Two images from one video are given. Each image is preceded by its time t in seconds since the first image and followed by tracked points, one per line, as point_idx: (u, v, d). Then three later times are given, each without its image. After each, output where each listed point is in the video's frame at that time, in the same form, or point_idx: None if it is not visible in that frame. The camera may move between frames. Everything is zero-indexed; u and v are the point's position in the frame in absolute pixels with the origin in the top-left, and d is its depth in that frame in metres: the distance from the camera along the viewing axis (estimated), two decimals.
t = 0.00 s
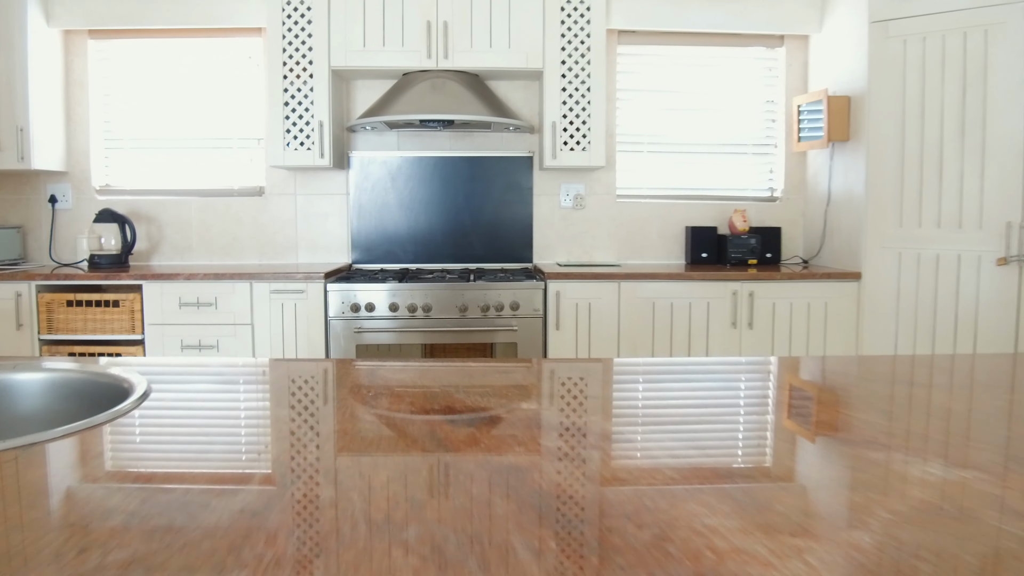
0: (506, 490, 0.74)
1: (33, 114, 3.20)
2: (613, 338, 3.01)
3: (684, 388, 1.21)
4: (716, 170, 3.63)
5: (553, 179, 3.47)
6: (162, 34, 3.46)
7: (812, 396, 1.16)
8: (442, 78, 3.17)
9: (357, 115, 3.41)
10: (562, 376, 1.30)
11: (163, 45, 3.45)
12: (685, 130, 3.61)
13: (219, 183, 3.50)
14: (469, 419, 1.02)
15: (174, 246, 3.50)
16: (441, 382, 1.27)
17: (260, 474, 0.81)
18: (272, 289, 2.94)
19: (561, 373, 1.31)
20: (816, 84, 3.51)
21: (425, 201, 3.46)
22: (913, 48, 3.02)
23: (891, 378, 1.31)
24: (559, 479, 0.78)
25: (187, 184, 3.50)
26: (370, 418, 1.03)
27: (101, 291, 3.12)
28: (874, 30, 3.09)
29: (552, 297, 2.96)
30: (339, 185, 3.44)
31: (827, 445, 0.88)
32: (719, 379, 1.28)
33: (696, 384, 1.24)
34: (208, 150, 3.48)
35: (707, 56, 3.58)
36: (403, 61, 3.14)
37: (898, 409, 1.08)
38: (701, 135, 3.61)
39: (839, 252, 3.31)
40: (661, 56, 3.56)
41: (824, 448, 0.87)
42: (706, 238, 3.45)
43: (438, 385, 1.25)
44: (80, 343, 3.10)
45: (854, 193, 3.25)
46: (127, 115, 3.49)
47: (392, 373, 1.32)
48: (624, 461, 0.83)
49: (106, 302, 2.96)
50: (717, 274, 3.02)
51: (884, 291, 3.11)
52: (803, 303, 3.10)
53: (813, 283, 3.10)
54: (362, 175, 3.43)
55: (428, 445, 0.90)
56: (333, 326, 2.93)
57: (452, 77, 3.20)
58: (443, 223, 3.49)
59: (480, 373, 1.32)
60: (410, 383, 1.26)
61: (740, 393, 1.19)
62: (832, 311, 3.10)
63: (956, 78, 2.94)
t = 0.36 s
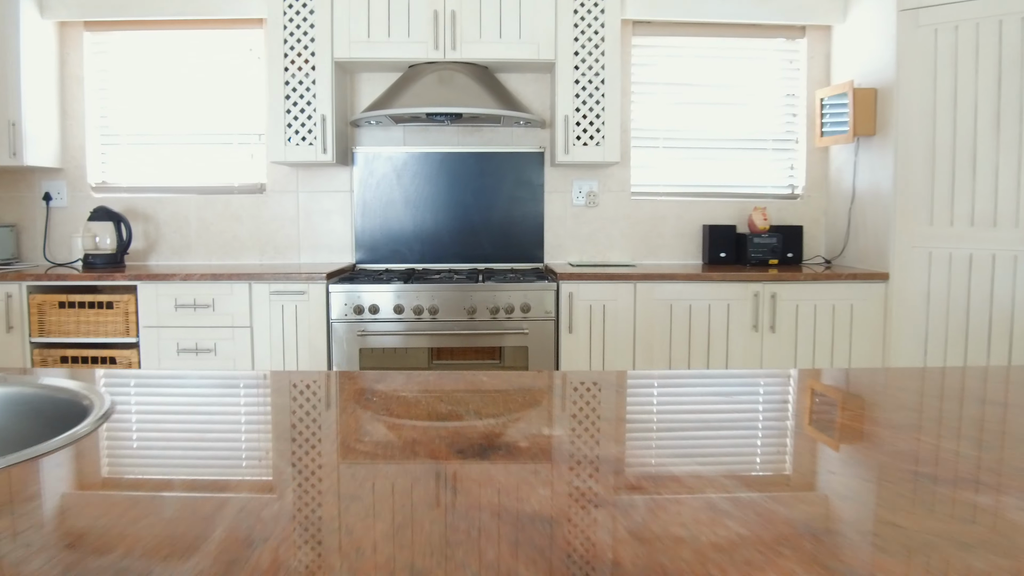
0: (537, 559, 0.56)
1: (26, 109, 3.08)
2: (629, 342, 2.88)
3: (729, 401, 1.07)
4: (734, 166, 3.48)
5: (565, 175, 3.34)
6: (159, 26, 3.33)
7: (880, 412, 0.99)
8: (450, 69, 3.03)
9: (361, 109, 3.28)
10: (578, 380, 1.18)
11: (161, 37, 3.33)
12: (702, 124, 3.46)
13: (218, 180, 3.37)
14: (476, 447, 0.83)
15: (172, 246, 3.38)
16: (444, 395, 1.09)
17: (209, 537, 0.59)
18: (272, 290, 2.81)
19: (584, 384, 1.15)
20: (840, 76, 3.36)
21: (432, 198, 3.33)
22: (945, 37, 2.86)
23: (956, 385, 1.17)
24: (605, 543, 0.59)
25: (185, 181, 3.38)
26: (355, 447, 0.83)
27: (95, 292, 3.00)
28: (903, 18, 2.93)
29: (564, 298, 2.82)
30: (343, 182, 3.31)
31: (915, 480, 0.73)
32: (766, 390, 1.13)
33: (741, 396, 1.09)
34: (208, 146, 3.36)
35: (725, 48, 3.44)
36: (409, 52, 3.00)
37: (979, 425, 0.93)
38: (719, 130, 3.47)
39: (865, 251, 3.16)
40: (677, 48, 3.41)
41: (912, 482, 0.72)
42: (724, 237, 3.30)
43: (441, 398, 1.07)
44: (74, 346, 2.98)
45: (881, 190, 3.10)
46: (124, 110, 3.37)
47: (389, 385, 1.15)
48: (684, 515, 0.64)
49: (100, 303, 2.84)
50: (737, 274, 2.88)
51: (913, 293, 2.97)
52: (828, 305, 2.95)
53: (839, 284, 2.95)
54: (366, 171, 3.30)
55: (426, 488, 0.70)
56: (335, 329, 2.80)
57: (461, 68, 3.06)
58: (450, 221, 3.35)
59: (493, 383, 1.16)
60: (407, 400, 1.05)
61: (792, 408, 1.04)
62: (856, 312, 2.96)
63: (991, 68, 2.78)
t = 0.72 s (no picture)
0: None
1: (10, 103, 2.96)
2: (638, 346, 2.75)
3: (767, 422, 0.94)
4: (746, 163, 3.36)
5: (571, 172, 3.21)
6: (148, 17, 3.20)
7: (947, 440, 0.86)
8: (451, 61, 2.90)
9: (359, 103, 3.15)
10: (591, 395, 1.05)
11: (150, 28, 3.20)
12: (713, 119, 3.34)
13: (211, 177, 3.25)
14: (487, 487, 0.70)
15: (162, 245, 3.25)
16: (442, 413, 0.96)
17: None
18: (265, 291, 2.69)
19: (599, 399, 1.03)
20: (856, 69, 3.23)
21: (433, 196, 3.21)
22: (969, 28, 2.73)
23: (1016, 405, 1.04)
24: None
25: (176, 178, 3.25)
26: (343, 491, 0.69)
27: (81, 294, 2.88)
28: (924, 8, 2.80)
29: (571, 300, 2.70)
30: (339, 179, 3.19)
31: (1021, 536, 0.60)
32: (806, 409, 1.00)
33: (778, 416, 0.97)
34: (199, 142, 3.23)
35: (736, 40, 3.31)
36: (408, 43, 2.87)
37: None
38: (730, 126, 3.35)
39: (883, 252, 3.04)
40: (687, 40, 3.29)
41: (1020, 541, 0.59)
42: (736, 237, 3.18)
43: (439, 417, 0.94)
44: (59, 350, 2.86)
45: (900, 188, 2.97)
46: (112, 104, 3.24)
47: (379, 401, 1.02)
48: None
49: (85, 305, 2.72)
50: (751, 275, 2.75)
51: (935, 295, 2.84)
52: (846, 307, 2.83)
53: (857, 286, 2.83)
54: (365, 168, 3.18)
55: (430, 552, 0.57)
56: (330, 332, 2.68)
57: (462, 60, 2.93)
58: (451, 220, 3.22)
59: (496, 397, 1.03)
60: (402, 420, 0.93)
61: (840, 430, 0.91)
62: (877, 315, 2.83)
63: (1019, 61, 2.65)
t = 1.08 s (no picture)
0: None
1: None
2: (646, 351, 2.64)
3: (809, 454, 0.82)
4: (756, 161, 3.25)
5: (575, 170, 3.10)
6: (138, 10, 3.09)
7: None
8: (451, 54, 2.78)
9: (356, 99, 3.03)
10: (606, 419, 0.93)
11: (140, 21, 3.09)
12: (722, 116, 3.22)
13: (202, 175, 3.14)
14: (495, 508, 0.67)
15: (151, 246, 3.14)
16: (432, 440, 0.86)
17: None
18: (257, 294, 2.58)
19: (607, 425, 0.92)
20: (871, 64, 3.11)
21: (433, 195, 3.09)
22: (993, 19, 2.61)
23: None
24: None
25: (166, 177, 3.14)
26: (342, 501, 0.69)
27: (67, 297, 2.77)
28: None
29: (576, 304, 2.58)
30: (336, 177, 3.08)
31: None
32: (851, 436, 0.88)
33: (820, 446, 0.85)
34: (191, 139, 3.12)
35: (746, 33, 3.19)
36: (406, 36, 2.76)
37: None
38: (741, 122, 3.23)
39: (901, 253, 2.92)
40: (695, 34, 3.17)
41: None
42: (747, 237, 3.06)
43: (427, 445, 0.85)
44: (43, 355, 2.75)
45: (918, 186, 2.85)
46: (100, 100, 3.13)
47: (361, 429, 0.91)
48: None
49: (69, 309, 2.61)
50: (764, 278, 2.64)
51: (956, 299, 2.72)
52: (863, 310, 2.71)
53: (875, 289, 2.70)
54: (362, 166, 3.06)
55: None
56: (325, 337, 2.57)
57: (462, 53, 2.81)
58: (452, 220, 3.11)
59: (493, 422, 0.93)
60: (387, 445, 0.84)
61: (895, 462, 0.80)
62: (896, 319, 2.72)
63: None
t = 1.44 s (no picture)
0: None
1: None
2: (653, 357, 2.54)
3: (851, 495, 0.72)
4: (766, 159, 3.14)
5: (579, 169, 3.00)
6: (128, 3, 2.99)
7: None
8: (450, 48, 2.68)
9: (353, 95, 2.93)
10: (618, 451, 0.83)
11: (130, 15, 2.99)
12: (731, 113, 3.12)
13: (195, 174, 3.04)
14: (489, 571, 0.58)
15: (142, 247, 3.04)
16: (414, 480, 0.77)
17: None
18: (249, 297, 2.48)
19: (610, 462, 0.82)
20: (886, 58, 3.00)
21: (432, 194, 2.99)
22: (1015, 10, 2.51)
23: None
24: None
25: (158, 176, 3.05)
26: (311, 564, 0.60)
27: (53, 300, 2.68)
28: None
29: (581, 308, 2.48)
30: (332, 176, 2.98)
31: None
32: (902, 478, 0.78)
33: (865, 488, 0.75)
34: (182, 137, 3.02)
35: (756, 27, 3.09)
36: (405, 29, 2.66)
37: None
38: (750, 119, 3.13)
39: (917, 254, 2.82)
40: (703, 28, 3.07)
41: None
42: (756, 238, 2.96)
43: (409, 486, 0.75)
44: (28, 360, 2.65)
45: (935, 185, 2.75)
46: (89, 97, 3.03)
47: (333, 467, 0.81)
48: None
49: (54, 312, 2.51)
50: (777, 280, 2.53)
51: (975, 303, 2.63)
52: (879, 314, 2.60)
53: (891, 292, 2.60)
54: (359, 164, 2.97)
55: None
56: (319, 342, 2.47)
57: (463, 47, 2.71)
58: (452, 220, 3.01)
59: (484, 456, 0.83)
60: (362, 486, 0.75)
61: (961, 513, 0.69)
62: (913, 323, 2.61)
63: None
